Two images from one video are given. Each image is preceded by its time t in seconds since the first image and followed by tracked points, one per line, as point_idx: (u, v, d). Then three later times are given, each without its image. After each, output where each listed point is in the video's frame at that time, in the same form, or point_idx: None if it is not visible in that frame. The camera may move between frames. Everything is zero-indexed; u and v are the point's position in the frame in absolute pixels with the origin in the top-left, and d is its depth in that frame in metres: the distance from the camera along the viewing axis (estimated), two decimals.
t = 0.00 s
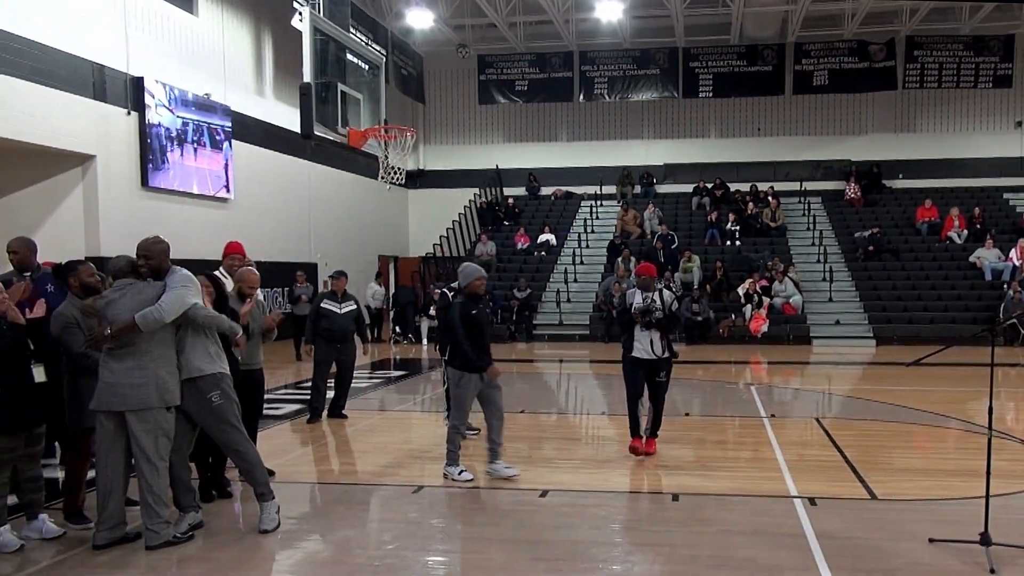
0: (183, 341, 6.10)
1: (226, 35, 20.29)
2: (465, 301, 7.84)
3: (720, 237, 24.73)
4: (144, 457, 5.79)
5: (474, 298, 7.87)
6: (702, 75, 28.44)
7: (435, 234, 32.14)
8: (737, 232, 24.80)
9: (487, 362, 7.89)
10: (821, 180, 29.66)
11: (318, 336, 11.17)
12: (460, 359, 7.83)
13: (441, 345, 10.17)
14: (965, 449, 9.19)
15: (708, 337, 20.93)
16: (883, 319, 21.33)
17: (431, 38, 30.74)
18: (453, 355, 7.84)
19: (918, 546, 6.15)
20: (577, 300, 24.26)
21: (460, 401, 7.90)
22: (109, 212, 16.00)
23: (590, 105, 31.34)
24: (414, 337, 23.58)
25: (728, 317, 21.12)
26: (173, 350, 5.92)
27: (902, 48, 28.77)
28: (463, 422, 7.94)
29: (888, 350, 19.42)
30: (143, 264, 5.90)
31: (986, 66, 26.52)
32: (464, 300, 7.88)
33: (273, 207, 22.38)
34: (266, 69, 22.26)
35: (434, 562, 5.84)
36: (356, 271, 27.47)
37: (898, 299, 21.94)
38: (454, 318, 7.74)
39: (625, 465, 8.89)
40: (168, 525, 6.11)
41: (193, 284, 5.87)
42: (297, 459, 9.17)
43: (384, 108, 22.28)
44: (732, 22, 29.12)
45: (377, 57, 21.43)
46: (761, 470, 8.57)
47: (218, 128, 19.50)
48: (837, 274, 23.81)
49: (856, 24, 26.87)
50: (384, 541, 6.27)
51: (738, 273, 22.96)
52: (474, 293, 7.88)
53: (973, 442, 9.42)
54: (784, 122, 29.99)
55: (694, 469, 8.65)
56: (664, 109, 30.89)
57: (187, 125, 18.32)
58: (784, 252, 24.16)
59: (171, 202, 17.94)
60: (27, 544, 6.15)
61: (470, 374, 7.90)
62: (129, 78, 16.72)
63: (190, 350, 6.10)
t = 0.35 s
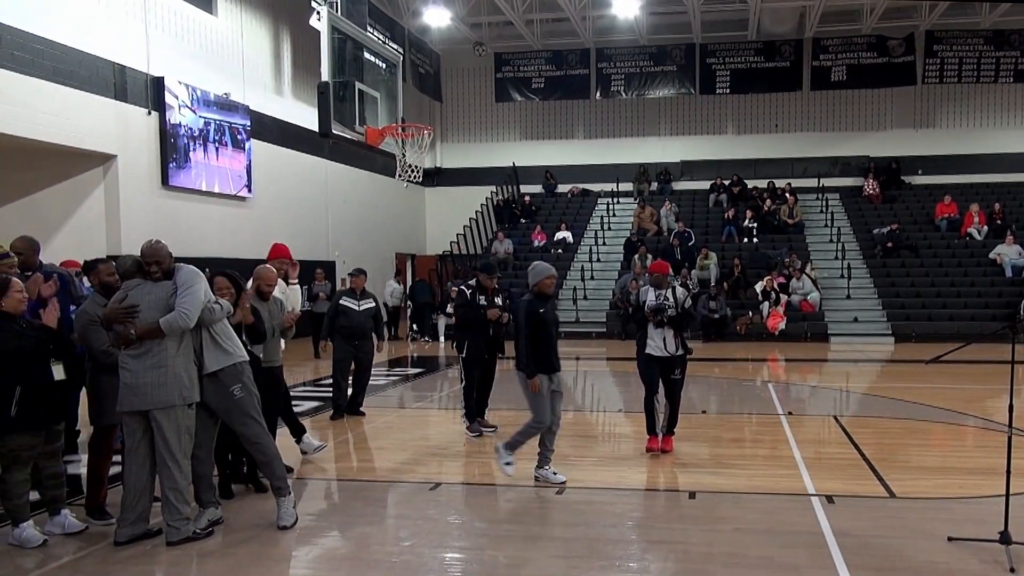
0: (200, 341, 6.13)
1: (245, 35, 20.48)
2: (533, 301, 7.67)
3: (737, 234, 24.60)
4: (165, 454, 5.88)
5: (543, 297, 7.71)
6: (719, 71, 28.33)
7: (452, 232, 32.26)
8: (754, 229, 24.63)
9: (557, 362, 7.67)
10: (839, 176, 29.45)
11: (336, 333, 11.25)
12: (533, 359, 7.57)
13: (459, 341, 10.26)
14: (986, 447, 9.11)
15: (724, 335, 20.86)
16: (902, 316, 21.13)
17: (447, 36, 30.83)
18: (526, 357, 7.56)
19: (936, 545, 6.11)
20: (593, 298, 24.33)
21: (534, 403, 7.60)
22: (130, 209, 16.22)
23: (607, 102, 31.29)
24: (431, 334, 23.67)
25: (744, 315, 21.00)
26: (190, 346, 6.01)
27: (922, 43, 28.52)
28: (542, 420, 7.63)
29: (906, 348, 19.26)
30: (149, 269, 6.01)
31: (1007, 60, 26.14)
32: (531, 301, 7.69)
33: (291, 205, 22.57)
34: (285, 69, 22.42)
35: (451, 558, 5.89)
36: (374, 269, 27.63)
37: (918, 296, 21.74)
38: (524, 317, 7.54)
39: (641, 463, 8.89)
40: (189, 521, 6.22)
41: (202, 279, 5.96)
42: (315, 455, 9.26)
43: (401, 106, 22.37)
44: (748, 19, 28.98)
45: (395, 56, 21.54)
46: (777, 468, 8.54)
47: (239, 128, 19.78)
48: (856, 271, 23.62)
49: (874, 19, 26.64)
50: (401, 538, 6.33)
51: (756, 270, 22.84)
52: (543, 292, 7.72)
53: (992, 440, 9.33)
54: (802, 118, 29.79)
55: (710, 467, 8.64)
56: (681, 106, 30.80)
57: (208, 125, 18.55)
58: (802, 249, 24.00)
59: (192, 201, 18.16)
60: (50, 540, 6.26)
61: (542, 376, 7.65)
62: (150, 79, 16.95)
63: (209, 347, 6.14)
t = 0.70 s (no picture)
0: (187, 339, 6.06)
1: (233, 30, 20.33)
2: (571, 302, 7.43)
3: (726, 231, 24.66)
4: (150, 453, 5.82)
5: (581, 299, 7.47)
6: (709, 68, 28.37)
7: (442, 229, 32.18)
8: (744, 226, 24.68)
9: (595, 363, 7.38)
10: (827, 174, 29.52)
11: (324, 331, 11.19)
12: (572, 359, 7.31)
13: (449, 339, 10.16)
14: (972, 443, 9.17)
15: (713, 333, 20.90)
16: (890, 313, 21.25)
17: (437, 32, 30.75)
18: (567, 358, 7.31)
19: (926, 541, 6.13)
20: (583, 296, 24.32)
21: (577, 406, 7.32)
22: (115, 205, 16.08)
23: (597, 99, 31.28)
24: (420, 332, 23.60)
25: (733, 312, 21.05)
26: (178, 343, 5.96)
27: (909, 42, 28.67)
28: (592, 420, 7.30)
29: (895, 345, 19.37)
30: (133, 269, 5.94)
31: (994, 59, 26.32)
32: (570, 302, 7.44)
33: (280, 203, 22.43)
34: (273, 65, 22.28)
35: (441, 556, 5.87)
36: (363, 267, 27.54)
37: (906, 293, 21.86)
38: (561, 318, 7.32)
39: (631, 459, 8.88)
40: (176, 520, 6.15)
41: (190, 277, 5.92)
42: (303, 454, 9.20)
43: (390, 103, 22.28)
44: (738, 16, 29.04)
45: (384, 53, 21.45)
46: (767, 464, 8.56)
47: (228, 125, 19.67)
48: (844, 268, 23.73)
49: (863, 17, 26.73)
50: (391, 536, 6.30)
51: (745, 267, 22.91)
52: (580, 294, 7.48)
53: (980, 436, 9.39)
54: (791, 116, 29.90)
55: (699, 464, 8.65)
56: (671, 104, 30.85)
57: (196, 122, 18.43)
58: (791, 247, 24.08)
59: (179, 198, 18.03)
60: (37, 540, 6.19)
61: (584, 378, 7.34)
62: (136, 75, 16.79)
63: (197, 347, 6.07)
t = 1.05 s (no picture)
0: (188, 340, 6.00)
1: (228, 28, 20.27)
2: (623, 298, 7.16)
3: (722, 230, 24.68)
4: (144, 452, 5.80)
5: (630, 294, 7.21)
6: (705, 67, 28.40)
7: (438, 228, 32.17)
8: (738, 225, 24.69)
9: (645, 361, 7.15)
10: (823, 173, 29.58)
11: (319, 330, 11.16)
12: (620, 359, 7.14)
13: (443, 339, 10.11)
14: (967, 441, 9.21)
15: (711, 332, 20.95)
16: (885, 312, 21.31)
17: (432, 31, 30.71)
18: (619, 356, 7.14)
19: (922, 539, 6.15)
20: (579, 294, 24.33)
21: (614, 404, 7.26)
22: (111, 203, 16.04)
23: (592, 97, 31.28)
24: (416, 331, 23.59)
25: (729, 311, 21.08)
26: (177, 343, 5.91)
27: (905, 40, 28.74)
28: (616, 424, 7.29)
29: (891, 343, 19.44)
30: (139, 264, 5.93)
31: (990, 57, 26.40)
32: (616, 297, 7.21)
33: (275, 201, 22.38)
34: (268, 63, 22.22)
35: (437, 555, 5.86)
36: (359, 266, 27.53)
37: (901, 291, 21.94)
38: (619, 316, 7.07)
39: (627, 458, 8.88)
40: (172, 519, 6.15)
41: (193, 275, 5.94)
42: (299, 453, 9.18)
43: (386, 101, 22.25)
44: (734, 15, 29.07)
45: (380, 51, 21.42)
46: (763, 462, 8.58)
47: (222, 122, 19.61)
48: (839, 266, 23.79)
49: (858, 15, 26.77)
50: (387, 535, 6.30)
51: (740, 266, 22.94)
52: (629, 288, 7.21)
53: (975, 435, 9.42)
54: (786, 115, 29.96)
55: (695, 462, 8.66)
56: (666, 102, 30.88)
57: (190, 119, 18.38)
58: (786, 245, 24.12)
59: (174, 195, 17.97)
60: (31, 539, 6.17)
61: (628, 375, 7.25)
62: (131, 73, 16.73)
63: (197, 346, 6.00)
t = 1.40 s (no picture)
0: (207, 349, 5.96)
1: (226, 26, 20.21)
2: (679, 297, 7.07)
3: (721, 228, 24.69)
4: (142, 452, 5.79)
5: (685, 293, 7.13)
6: (704, 65, 28.39)
7: (437, 226, 32.17)
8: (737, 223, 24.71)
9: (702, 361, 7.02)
10: (822, 171, 29.59)
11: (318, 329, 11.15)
12: (682, 358, 6.95)
13: (444, 339, 10.09)
14: (967, 439, 9.21)
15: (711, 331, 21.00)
16: (884, 310, 21.33)
17: (431, 29, 30.68)
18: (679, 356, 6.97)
19: (921, 538, 6.15)
20: (578, 292, 24.33)
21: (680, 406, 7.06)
22: (109, 201, 16.05)
23: (591, 96, 31.28)
24: (415, 330, 23.58)
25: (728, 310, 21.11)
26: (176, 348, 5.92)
27: (904, 38, 28.74)
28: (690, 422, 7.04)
29: (890, 341, 19.45)
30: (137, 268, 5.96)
31: (989, 55, 26.38)
32: (673, 295, 7.10)
33: (274, 199, 22.37)
34: (267, 61, 22.20)
35: (436, 554, 5.85)
36: (358, 265, 27.54)
37: (900, 289, 21.96)
38: (675, 315, 6.97)
39: (627, 456, 8.87)
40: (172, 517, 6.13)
41: (222, 283, 6.00)
42: (299, 452, 9.17)
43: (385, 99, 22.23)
44: (733, 13, 29.05)
45: (378, 49, 21.41)
46: (763, 461, 8.58)
47: (220, 120, 19.58)
48: (838, 265, 23.79)
49: (858, 13, 26.75)
50: (386, 533, 6.29)
51: (739, 264, 22.94)
52: (685, 288, 7.13)
53: (974, 433, 9.43)
54: (785, 113, 29.95)
55: (694, 461, 8.66)
56: (666, 101, 30.87)
57: (189, 117, 18.36)
58: (785, 243, 24.12)
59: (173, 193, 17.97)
60: (31, 537, 6.16)
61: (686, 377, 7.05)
62: (129, 71, 16.71)
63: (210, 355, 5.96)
